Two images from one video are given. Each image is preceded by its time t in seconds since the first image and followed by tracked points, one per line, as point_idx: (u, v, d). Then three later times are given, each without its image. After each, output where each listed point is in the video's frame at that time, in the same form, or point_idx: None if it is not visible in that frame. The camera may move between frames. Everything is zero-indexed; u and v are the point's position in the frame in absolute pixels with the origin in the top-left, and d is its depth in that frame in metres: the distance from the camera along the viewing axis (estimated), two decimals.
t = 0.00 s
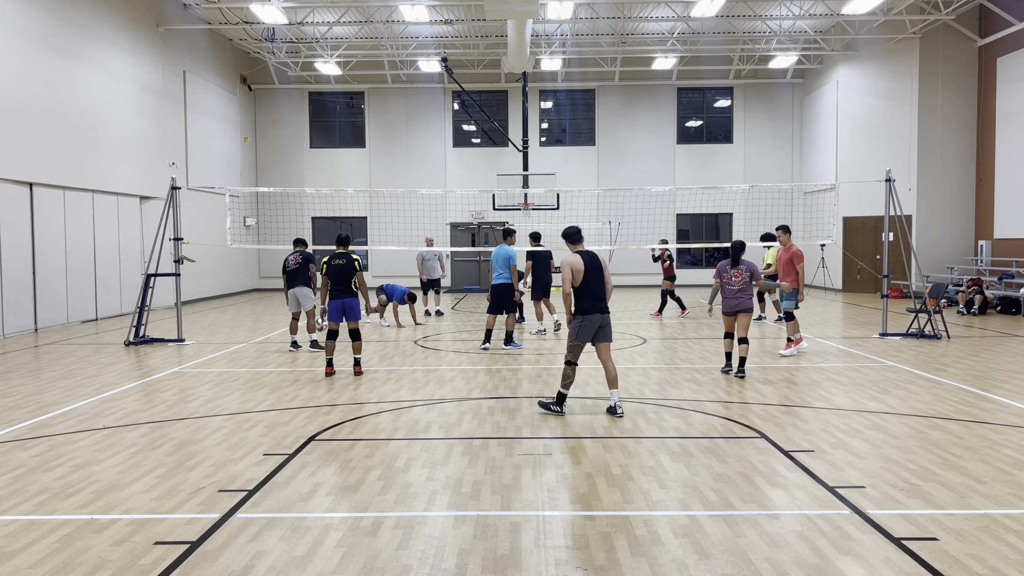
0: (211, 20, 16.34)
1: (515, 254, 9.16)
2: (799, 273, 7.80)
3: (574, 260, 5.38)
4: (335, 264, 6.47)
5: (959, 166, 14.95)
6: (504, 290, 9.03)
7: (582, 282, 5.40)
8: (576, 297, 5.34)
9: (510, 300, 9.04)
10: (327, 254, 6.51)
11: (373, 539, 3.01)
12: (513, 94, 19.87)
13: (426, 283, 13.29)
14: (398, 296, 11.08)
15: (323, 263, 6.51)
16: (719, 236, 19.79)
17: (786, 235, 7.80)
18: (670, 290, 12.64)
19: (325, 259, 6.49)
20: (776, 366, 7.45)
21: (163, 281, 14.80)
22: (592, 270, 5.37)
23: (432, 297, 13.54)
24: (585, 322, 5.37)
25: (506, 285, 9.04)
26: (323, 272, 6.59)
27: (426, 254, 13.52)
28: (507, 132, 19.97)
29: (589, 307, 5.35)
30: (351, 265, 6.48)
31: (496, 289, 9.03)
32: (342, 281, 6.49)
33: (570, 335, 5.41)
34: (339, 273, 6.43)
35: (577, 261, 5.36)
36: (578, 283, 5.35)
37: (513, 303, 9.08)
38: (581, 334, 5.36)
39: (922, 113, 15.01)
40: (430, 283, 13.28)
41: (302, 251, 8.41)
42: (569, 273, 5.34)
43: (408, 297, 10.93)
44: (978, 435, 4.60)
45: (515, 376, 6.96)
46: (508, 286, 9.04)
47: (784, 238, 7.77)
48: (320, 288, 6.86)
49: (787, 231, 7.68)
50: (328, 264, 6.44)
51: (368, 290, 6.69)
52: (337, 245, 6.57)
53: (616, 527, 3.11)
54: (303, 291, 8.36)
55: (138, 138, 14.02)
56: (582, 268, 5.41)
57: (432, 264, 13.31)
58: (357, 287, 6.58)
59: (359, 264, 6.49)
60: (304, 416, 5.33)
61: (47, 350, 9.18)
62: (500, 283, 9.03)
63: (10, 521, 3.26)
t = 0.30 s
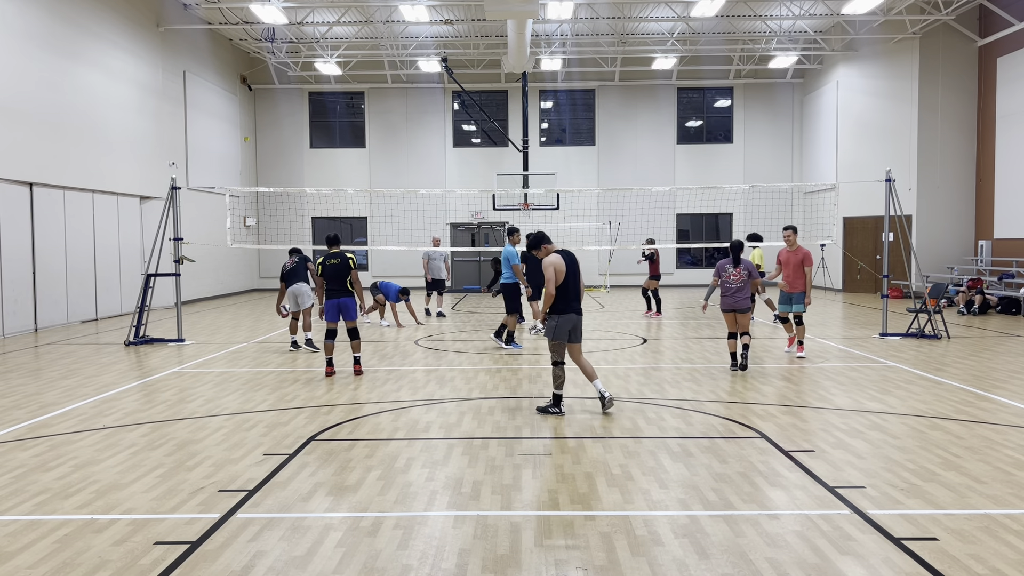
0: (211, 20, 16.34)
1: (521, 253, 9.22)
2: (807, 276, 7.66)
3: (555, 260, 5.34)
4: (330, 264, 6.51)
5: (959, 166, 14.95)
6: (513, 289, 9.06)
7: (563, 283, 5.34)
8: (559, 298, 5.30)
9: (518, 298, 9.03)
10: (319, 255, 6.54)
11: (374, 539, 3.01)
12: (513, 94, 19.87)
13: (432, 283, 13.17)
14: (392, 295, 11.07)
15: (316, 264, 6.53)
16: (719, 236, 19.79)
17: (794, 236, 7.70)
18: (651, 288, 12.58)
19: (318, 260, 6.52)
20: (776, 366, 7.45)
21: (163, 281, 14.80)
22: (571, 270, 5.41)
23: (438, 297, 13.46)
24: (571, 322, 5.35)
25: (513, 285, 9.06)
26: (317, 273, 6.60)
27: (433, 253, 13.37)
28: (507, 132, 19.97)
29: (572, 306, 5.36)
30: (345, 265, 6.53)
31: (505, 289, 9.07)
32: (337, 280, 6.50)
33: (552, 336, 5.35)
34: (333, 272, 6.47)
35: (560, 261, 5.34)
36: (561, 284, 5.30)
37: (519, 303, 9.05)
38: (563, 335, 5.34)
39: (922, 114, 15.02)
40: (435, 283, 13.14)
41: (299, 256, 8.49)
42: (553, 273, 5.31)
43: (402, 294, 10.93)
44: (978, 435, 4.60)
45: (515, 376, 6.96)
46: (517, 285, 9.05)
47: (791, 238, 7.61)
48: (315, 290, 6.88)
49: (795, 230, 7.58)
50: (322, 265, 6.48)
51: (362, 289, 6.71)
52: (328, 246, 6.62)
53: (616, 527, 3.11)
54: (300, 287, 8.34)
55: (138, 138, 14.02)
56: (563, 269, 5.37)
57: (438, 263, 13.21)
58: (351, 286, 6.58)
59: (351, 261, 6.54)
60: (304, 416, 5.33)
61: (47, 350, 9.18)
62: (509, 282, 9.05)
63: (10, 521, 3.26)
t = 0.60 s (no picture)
0: (211, 20, 16.33)
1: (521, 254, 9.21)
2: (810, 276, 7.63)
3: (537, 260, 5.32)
4: (322, 264, 6.50)
5: (959, 166, 14.95)
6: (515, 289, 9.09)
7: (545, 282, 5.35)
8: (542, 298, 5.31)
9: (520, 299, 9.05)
10: (314, 255, 6.56)
11: (374, 539, 3.01)
12: (513, 94, 19.87)
13: (436, 281, 13.10)
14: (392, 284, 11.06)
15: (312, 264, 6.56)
16: (719, 236, 19.78)
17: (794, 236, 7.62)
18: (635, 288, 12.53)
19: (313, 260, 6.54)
20: (776, 366, 7.45)
21: (163, 281, 14.81)
22: (553, 268, 5.41)
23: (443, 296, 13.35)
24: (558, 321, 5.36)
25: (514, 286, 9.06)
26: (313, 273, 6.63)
27: (438, 253, 13.36)
28: (507, 132, 19.97)
29: (554, 304, 5.40)
30: (337, 264, 6.48)
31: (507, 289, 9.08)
32: (331, 281, 6.50)
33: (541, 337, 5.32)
34: (325, 273, 6.46)
35: (541, 261, 5.32)
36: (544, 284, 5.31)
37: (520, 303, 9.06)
38: (553, 334, 5.31)
39: (922, 113, 15.02)
40: (439, 281, 13.07)
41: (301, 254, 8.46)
42: (535, 272, 5.26)
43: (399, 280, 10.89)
44: (978, 435, 4.60)
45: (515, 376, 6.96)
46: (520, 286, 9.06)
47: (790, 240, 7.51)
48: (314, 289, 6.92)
49: (795, 231, 7.52)
50: (316, 265, 6.49)
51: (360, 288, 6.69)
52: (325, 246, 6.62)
53: (616, 527, 3.11)
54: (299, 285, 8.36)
55: (138, 138, 14.01)
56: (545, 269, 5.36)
57: (443, 263, 13.16)
58: (347, 286, 6.56)
59: (345, 261, 6.50)
60: (304, 416, 5.33)
61: (47, 350, 9.18)
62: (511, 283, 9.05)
63: (10, 521, 3.25)
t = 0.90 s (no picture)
0: (211, 20, 16.33)
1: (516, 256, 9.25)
2: (803, 275, 7.64)
3: (519, 260, 5.37)
4: (321, 266, 6.49)
5: (959, 166, 14.95)
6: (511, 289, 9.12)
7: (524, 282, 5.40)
8: (522, 297, 5.37)
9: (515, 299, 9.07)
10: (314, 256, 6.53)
11: (374, 539, 3.00)
12: (513, 94, 19.87)
13: (441, 283, 12.99)
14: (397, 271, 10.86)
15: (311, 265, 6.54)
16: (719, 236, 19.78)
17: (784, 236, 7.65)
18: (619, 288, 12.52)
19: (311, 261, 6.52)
20: (776, 366, 7.45)
21: (163, 281, 14.82)
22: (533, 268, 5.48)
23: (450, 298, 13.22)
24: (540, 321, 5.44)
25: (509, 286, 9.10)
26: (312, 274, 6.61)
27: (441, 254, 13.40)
28: (507, 132, 19.97)
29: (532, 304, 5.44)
30: (337, 267, 6.48)
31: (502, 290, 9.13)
32: (329, 284, 6.48)
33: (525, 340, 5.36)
34: (324, 275, 6.44)
35: (523, 261, 5.36)
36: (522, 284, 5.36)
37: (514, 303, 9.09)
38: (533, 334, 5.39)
39: (922, 114, 15.02)
40: (444, 282, 12.96)
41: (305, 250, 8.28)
42: (517, 273, 5.31)
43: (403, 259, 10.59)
44: (977, 435, 4.60)
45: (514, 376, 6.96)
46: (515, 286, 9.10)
47: (781, 238, 7.52)
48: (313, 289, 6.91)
49: (785, 230, 7.56)
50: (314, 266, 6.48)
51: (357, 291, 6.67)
52: (325, 247, 6.59)
53: (616, 527, 3.11)
54: (302, 287, 8.50)
55: (138, 138, 14.02)
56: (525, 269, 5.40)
57: (446, 264, 13.16)
58: (345, 289, 6.55)
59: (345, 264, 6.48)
60: (304, 416, 5.32)
61: (47, 350, 9.18)
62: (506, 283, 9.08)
63: (10, 521, 3.26)
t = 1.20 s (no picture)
0: (211, 20, 16.34)
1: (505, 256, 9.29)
2: (792, 278, 7.53)
3: (498, 256, 5.54)
4: (326, 269, 6.47)
5: (960, 166, 14.95)
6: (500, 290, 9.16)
7: (503, 279, 5.55)
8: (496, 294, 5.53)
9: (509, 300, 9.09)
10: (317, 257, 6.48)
11: (374, 539, 3.00)
12: (513, 94, 19.87)
13: (443, 282, 12.93)
14: (411, 263, 10.90)
15: (314, 266, 6.49)
16: (719, 236, 19.77)
17: (776, 237, 7.61)
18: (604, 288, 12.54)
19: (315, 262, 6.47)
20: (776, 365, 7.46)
21: (163, 281, 14.82)
22: (514, 266, 5.59)
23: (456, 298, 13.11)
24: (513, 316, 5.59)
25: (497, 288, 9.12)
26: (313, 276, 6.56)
27: (443, 254, 13.30)
28: (507, 132, 19.97)
29: (509, 302, 5.57)
30: (342, 269, 6.52)
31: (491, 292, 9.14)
32: (334, 286, 6.49)
33: (493, 333, 5.55)
34: (331, 278, 6.44)
35: (502, 258, 5.51)
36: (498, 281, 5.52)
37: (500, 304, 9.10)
38: (503, 330, 5.56)
39: (922, 114, 15.02)
40: (446, 281, 12.89)
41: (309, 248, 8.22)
42: (493, 269, 5.47)
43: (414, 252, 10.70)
44: (978, 435, 4.60)
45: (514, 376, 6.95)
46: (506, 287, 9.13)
47: (772, 239, 7.51)
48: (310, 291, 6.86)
49: (777, 230, 7.53)
50: (319, 269, 6.43)
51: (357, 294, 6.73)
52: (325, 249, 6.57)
53: (616, 527, 3.11)
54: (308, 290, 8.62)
55: (138, 138, 14.02)
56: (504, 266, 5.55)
57: (449, 264, 13.14)
58: (348, 291, 6.60)
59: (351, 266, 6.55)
60: (304, 416, 5.32)
61: (48, 350, 9.18)
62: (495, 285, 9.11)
63: (10, 521, 3.26)
